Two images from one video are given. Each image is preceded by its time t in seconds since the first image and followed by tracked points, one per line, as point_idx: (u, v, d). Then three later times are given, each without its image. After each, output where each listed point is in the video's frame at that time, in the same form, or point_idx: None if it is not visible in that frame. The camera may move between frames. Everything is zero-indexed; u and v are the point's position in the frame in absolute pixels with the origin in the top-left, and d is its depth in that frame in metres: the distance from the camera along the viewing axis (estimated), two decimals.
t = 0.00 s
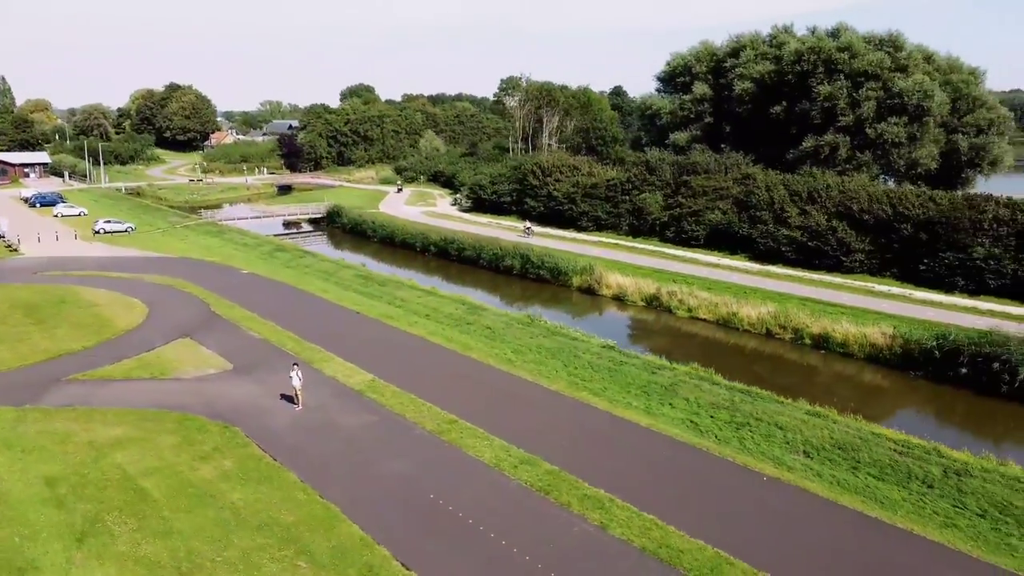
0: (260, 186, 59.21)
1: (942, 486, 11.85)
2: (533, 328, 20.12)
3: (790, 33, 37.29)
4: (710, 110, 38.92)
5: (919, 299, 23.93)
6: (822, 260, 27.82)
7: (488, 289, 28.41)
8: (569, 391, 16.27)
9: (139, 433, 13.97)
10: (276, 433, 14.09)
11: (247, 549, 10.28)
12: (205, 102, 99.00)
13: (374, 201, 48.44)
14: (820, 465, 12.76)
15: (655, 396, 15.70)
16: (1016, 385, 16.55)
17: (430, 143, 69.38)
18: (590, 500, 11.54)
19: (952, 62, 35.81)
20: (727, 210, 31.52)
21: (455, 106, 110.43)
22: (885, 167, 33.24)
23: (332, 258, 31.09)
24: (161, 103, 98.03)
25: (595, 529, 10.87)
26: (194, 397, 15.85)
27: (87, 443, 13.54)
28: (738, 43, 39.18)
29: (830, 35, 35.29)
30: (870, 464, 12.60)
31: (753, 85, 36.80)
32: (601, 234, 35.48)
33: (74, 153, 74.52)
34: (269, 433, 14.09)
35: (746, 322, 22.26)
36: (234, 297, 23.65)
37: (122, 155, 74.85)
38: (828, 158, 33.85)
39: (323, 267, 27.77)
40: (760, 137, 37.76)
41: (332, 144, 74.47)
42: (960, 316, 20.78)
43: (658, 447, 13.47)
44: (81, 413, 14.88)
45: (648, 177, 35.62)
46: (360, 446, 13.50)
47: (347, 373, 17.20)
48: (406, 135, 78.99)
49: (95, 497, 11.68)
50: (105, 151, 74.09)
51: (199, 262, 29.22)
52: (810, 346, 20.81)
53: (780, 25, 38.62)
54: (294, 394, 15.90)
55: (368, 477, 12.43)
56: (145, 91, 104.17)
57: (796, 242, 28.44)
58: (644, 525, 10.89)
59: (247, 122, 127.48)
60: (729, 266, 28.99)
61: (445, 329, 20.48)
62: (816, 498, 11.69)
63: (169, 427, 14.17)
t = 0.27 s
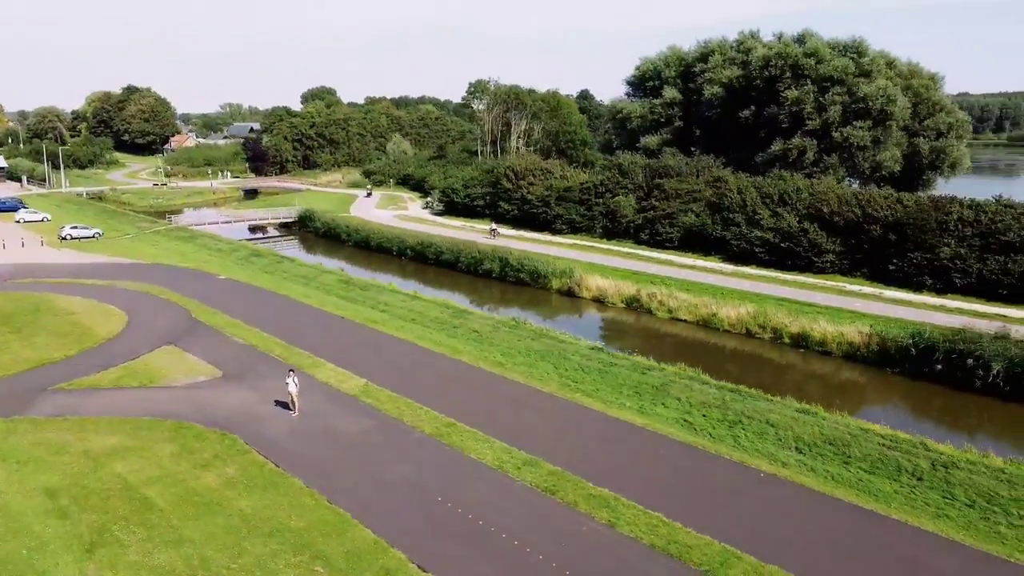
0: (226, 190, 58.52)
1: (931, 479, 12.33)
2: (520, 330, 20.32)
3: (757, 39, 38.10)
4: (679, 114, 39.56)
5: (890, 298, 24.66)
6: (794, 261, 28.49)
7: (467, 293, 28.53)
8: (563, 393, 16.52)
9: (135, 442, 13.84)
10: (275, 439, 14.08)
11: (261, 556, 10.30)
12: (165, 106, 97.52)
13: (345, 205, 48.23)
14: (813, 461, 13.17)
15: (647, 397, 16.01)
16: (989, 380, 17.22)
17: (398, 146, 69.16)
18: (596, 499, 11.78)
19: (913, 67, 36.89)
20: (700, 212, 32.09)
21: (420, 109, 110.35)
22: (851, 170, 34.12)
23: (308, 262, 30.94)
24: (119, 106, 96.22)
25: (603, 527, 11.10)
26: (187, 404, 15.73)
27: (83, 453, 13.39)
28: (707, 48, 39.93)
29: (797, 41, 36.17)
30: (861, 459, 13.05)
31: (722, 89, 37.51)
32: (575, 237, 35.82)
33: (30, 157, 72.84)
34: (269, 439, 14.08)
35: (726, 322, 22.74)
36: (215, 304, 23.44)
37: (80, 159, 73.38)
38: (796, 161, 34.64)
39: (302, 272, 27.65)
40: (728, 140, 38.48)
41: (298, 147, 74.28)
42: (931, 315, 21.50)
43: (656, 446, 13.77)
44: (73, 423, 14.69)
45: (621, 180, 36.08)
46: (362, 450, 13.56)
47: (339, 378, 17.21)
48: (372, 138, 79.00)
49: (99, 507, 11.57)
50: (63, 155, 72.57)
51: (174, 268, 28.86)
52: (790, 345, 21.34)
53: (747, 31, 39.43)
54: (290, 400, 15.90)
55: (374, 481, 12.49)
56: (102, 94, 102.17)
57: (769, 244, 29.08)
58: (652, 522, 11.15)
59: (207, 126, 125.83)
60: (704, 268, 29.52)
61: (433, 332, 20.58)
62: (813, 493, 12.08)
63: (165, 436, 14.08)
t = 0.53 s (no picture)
0: (191, 193, 57.67)
1: (921, 471, 12.80)
2: (508, 332, 20.50)
3: (726, 43, 38.82)
4: (651, 117, 40.10)
5: (862, 296, 25.37)
6: (769, 261, 29.10)
7: (448, 295, 28.59)
8: (557, 394, 16.75)
9: (133, 451, 13.71)
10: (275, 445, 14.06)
11: (278, 561, 10.32)
12: (123, 107, 95.71)
13: (315, 207, 47.90)
14: (807, 456, 13.57)
15: (640, 396, 16.31)
16: (965, 375, 17.87)
17: (366, 148, 68.77)
18: (603, 498, 12.01)
19: (876, 71, 37.90)
20: (675, 214, 32.60)
21: (384, 110, 110.03)
22: (819, 171, 34.93)
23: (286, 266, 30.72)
24: (75, 107, 94.14)
25: (613, 525, 11.33)
26: (181, 411, 15.60)
27: (81, 462, 13.23)
28: (677, 52, 40.58)
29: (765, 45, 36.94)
30: (853, 453, 13.48)
31: (693, 92, 38.13)
32: (551, 238, 36.08)
33: None
34: (269, 445, 14.06)
35: (707, 322, 23.19)
36: (196, 309, 23.20)
37: (37, 161, 71.66)
38: (766, 163, 35.36)
39: (282, 276, 27.47)
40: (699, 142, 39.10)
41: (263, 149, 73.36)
42: (904, 312, 22.18)
43: (654, 445, 14.06)
44: (66, 432, 14.48)
45: (595, 182, 36.46)
46: (364, 454, 13.62)
47: (333, 383, 17.20)
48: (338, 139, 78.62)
49: (106, 517, 11.47)
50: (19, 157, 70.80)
51: (149, 273, 28.47)
52: (770, 343, 21.84)
53: (716, 35, 40.15)
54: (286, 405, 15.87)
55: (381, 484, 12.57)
56: (56, 94, 99.82)
57: (743, 244, 29.66)
58: (659, 519, 11.41)
59: (165, 127, 123.68)
60: (680, 268, 29.99)
61: (421, 335, 20.65)
62: (811, 487, 12.46)
63: (164, 444, 13.96)
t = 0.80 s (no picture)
0: (154, 196, 56.65)
1: (910, 463, 13.25)
2: (496, 334, 20.62)
3: (695, 47, 39.43)
4: (622, 119, 40.53)
5: (835, 295, 26.02)
6: (743, 261, 29.66)
7: (427, 297, 28.62)
8: (550, 394, 16.94)
9: (130, 459, 13.56)
10: (275, 451, 14.03)
11: (293, 567, 10.34)
12: (79, 109, 93.65)
13: (285, 210, 47.43)
14: (800, 451, 13.95)
15: (632, 395, 16.59)
16: (941, 370, 18.49)
17: (333, 150, 68.23)
18: (608, 496, 12.23)
19: (841, 75, 38.79)
20: (649, 215, 33.03)
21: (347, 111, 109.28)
22: (787, 172, 35.66)
23: (261, 270, 30.41)
24: (27, 108, 91.66)
25: (621, 523, 11.54)
26: (174, 418, 15.46)
27: (78, 472, 13.05)
28: (647, 55, 41.11)
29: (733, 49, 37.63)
30: (844, 448, 13.89)
31: (663, 95, 38.66)
32: (525, 240, 36.25)
33: None
34: (269, 451, 14.02)
35: (688, 321, 23.60)
36: (176, 316, 22.93)
37: None
38: (736, 165, 36.00)
39: (260, 280, 27.22)
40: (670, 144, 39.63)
41: (227, 151, 72.20)
42: (878, 310, 22.83)
43: (652, 443, 14.34)
44: (59, 442, 14.26)
45: (569, 184, 36.75)
46: (366, 458, 13.65)
47: (325, 386, 17.16)
48: (302, 141, 78.04)
49: (111, 527, 11.36)
50: None
51: (122, 279, 28.00)
52: (751, 342, 22.32)
53: (684, 38, 40.75)
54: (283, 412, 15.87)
55: (387, 489, 12.62)
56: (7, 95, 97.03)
57: (718, 244, 30.18)
58: (665, 516, 11.67)
59: (120, 128, 121.11)
60: (656, 269, 30.40)
61: (409, 338, 20.67)
62: (807, 482, 12.83)
63: (161, 452, 13.83)
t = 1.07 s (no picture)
0: (115, 199, 55.47)
1: (900, 458, 13.70)
2: (483, 337, 20.71)
3: (664, 50, 39.97)
4: (592, 121, 40.87)
5: (809, 294, 26.63)
6: (717, 261, 30.17)
7: (406, 301, 28.59)
8: (543, 396, 17.10)
9: (127, 470, 13.36)
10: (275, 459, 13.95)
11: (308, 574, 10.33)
12: (32, 110, 91.18)
13: (253, 213, 46.86)
14: (792, 448, 14.33)
15: (624, 396, 16.84)
16: (918, 366, 19.09)
17: (298, 152, 67.68)
18: (613, 496, 12.44)
19: (806, 79, 39.67)
20: (623, 217, 33.41)
21: (308, 112, 108.37)
22: (756, 174, 36.35)
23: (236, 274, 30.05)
24: None
25: (628, 522, 11.75)
26: (167, 427, 15.27)
27: (75, 484, 12.82)
28: (616, 58, 41.54)
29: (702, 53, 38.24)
30: (834, 444, 14.31)
31: (634, 98, 39.11)
32: (500, 242, 36.35)
33: None
34: (269, 459, 13.93)
35: (669, 322, 23.96)
36: (155, 323, 22.58)
37: None
38: (706, 167, 36.56)
39: (237, 286, 26.91)
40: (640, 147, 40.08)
41: (188, 154, 70.81)
42: (853, 309, 23.45)
43: (649, 443, 14.59)
44: (51, 453, 14.00)
45: (542, 186, 36.98)
46: (368, 463, 13.67)
47: (317, 392, 17.10)
48: (262, 143, 78.11)
49: (117, 539, 11.21)
50: None
51: (94, 285, 27.43)
52: (731, 341, 22.76)
53: (653, 42, 41.29)
54: (277, 417, 15.74)
55: (393, 494, 12.65)
56: None
57: (692, 245, 30.64)
58: (671, 514, 11.91)
59: (73, 129, 118.27)
60: (633, 270, 30.76)
61: (396, 342, 20.66)
62: (803, 478, 13.19)
63: (159, 462, 13.65)
